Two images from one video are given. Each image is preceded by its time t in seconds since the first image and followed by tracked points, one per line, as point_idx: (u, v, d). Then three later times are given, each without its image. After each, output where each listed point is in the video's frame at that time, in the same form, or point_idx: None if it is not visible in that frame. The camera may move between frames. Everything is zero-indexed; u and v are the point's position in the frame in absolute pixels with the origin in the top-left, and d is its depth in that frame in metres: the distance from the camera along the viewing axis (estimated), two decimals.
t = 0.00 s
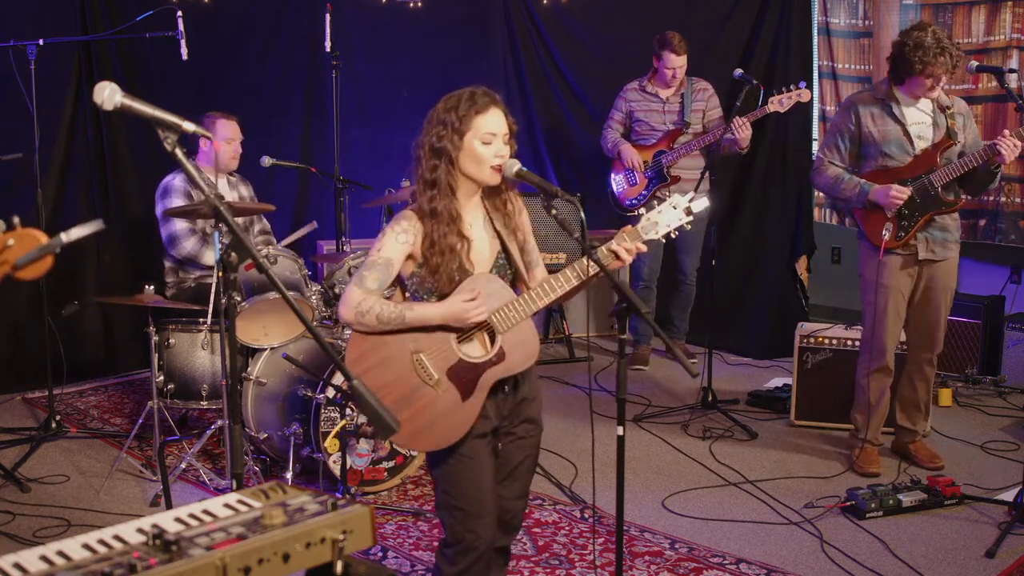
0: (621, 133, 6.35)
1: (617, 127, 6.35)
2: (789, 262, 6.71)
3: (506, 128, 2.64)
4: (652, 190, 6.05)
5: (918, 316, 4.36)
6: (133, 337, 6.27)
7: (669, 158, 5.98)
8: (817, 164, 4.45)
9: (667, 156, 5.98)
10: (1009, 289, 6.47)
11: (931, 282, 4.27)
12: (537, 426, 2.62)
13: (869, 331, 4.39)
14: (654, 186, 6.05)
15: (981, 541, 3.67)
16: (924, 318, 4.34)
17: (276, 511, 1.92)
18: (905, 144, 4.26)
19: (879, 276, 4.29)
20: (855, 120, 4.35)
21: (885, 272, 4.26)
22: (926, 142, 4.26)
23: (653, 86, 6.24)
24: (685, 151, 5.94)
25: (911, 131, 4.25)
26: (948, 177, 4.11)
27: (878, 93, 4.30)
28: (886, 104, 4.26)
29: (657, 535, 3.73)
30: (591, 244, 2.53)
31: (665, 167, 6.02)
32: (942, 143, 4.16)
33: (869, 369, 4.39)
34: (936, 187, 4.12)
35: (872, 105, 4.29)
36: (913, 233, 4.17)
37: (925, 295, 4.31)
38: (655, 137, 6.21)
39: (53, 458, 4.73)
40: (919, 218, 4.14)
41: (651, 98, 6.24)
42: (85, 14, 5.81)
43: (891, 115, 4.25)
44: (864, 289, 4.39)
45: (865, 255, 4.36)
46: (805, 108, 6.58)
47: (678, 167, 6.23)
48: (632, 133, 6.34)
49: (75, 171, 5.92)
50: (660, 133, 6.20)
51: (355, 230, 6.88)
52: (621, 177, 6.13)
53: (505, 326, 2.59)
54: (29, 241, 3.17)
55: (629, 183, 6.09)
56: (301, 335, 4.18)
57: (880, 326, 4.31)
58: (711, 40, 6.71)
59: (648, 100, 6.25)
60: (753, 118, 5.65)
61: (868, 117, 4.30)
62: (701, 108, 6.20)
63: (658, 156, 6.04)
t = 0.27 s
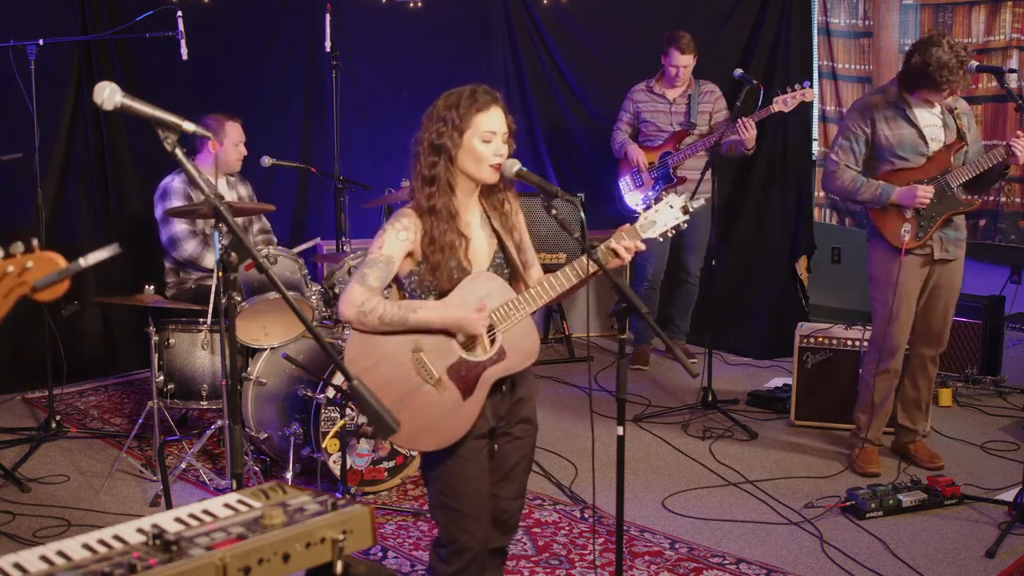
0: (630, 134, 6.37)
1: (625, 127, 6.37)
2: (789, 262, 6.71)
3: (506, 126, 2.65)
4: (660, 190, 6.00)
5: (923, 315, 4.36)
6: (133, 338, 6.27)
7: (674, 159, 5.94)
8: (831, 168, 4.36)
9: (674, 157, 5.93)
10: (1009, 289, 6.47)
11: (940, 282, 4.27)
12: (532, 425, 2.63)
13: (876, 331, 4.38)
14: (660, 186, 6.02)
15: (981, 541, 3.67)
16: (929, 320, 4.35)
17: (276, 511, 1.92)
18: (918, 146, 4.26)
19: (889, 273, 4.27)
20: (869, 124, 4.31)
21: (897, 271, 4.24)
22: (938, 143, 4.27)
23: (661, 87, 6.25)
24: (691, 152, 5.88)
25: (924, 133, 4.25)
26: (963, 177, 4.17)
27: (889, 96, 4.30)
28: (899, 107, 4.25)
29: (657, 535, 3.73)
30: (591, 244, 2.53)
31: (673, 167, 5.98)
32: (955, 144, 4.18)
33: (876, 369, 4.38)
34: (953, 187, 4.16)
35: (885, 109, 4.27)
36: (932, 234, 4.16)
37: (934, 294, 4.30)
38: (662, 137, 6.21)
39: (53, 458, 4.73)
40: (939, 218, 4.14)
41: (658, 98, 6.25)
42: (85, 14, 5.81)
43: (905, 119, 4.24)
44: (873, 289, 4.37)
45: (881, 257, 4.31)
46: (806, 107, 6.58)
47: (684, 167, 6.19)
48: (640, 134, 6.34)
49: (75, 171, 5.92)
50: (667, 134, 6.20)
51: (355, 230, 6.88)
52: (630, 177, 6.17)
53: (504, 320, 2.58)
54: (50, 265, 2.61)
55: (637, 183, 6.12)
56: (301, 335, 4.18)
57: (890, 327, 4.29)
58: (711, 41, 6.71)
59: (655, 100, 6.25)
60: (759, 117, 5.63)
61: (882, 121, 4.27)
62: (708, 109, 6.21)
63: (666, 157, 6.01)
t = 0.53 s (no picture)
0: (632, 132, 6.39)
1: (629, 125, 6.38)
2: (789, 262, 6.71)
3: (506, 124, 2.65)
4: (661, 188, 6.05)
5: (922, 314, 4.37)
6: (134, 338, 6.27)
7: (679, 157, 5.99)
8: (845, 165, 4.28)
9: (678, 155, 5.98)
10: (1009, 289, 6.47)
11: (943, 282, 4.28)
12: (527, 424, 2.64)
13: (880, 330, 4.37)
14: (663, 185, 6.06)
15: (981, 541, 3.67)
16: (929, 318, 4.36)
17: (276, 511, 1.92)
18: (930, 144, 4.26)
19: (894, 273, 4.26)
20: (883, 121, 4.27)
21: (905, 271, 4.23)
22: (947, 142, 4.29)
23: (665, 87, 6.27)
24: (697, 151, 5.95)
25: (935, 130, 4.26)
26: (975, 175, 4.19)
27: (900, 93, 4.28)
28: (911, 103, 4.25)
29: (657, 535, 3.73)
30: (591, 243, 2.53)
31: (676, 166, 6.02)
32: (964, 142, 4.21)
33: (878, 371, 4.37)
34: (966, 186, 4.18)
35: (898, 106, 4.26)
36: (946, 233, 4.16)
37: (936, 292, 4.31)
38: (667, 136, 6.22)
39: (53, 458, 4.73)
40: (952, 218, 4.16)
41: (663, 98, 6.25)
42: (85, 14, 5.81)
43: (917, 115, 4.24)
44: (877, 289, 4.36)
45: (891, 256, 4.27)
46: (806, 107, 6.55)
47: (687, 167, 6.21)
48: (643, 132, 6.36)
49: (76, 171, 5.92)
50: (672, 132, 6.21)
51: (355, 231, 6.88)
52: (632, 174, 6.14)
53: (508, 319, 2.60)
54: (76, 278, 2.42)
55: (639, 180, 6.11)
56: (301, 335, 4.19)
57: (893, 327, 4.29)
58: (711, 41, 6.72)
59: (660, 100, 6.26)
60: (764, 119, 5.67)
61: (896, 118, 4.25)
62: (712, 110, 6.19)
63: (669, 155, 6.05)
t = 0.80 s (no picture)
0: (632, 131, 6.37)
1: (628, 124, 6.37)
2: (789, 262, 6.71)
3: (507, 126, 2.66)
4: (661, 188, 6.04)
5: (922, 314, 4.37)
6: (134, 338, 6.27)
7: (680, 157, 5.99)
8: (846, 158, 4.28)
9: (679, 155, 5.99)
10: (1009, 289, 6.47)
11: (942, 281, 4.28)
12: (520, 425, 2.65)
13: (877, 331, 4.38)
14: (663, 184, 6.05)
15: (981, 541, 3.67)
16: (926, 320, 4.36)
17: (276, 511, 1.92)
18: (931, 144, 4.25)
19: (892, 272, 4.26)
20: (885, 116, 4.27)
21: (902, 270, 4.23)
22: (947, 143, 4.26)
23: (665, 86, 6.26)
24: (698, 151, 5.96)
25: (936, 130, 4.26)
26: (973, 178, 4.20)
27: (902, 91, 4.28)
28: (913, 101, 4.25)
29: (657, 535, 3.73)
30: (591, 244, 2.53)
31: (676, 166, 6.02)
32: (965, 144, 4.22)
33: (877, 370, 4.38)
34: (963, 187, 4.19)
35: (901, 102, 4.26)
36: (942, 233, 4.17)
37: (935, 294, 4.31)
38: (667, 135, 6.22)
39: (53, 458, 4.73)
40: (950, 218, 4.16)
41: (663, 98, 6.25)
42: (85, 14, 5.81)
43: (919, 114, 4.25)
44: (876, 289, 4.35)
45: (887, 255, 4.28)
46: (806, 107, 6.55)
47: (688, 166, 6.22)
48: (643, 131, 6.35)
49: (76, 171, 5.92)
50: (672, 132, 6.21)
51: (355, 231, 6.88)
52: (631, 173, 6.14)
53: (508, 323, 2.64)
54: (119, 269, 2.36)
55: (639, 179, 6.11)
56: (301, 335, 4.19)
57: (890, 328, 4.30)
58: (711, 41, 6.71)
59: (660, 100, 6.26)
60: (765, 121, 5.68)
61: (898, 115, 4.25)
62: (711, 109, 6.21)
63: (669, 155, 6.05)
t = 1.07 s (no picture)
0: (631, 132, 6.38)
1: (625, 125, 6.37)
2: (789, 263, 6.70)
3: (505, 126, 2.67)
4: (657, 189, 6.06)
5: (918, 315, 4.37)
6: (134, 338, 6.28)
7: (678, 158, 5.97)
8: (834, 151, 4.34)
9: (675, 155, 5.97)
10: (1009, 289, 6.47)
11: (937, 282, 4.27)
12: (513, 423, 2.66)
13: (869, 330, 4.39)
14: (659, 185, 6.07)
15: (981, 541, 3.67)
16: (923, 321, 4.36)
17: (276, 511, 1.92)
18: (922, 144, 4.26)
19: (882, 273, 4.27)
20: (878, 113, 4.29)
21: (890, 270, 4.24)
22: (941, 144, 4.28)
23: (663, 87, 6.27)
24: (694, 153, 5.92)
25: (929, 131, 4.26)
26: (966, 180, 4.13)
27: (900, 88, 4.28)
28: (908, 100, 4.25)
29: (657, 535, 3.73)
30: (590, 243, 2.54)
31: (673, 166, 6.02)
32: (958, 147, 4.18)
33: (873, 370, 4.39)
34: (952, 190, 4.14)
35: (896, 100, 4.26)
36: (924, 233, 4.17)
37: (929, 294, 4.30)
38: (663, 135, 6.22)
39: (53, 457, 4.73)
40: (934, 219, 4.14)
41: (661, 98, 6.26)
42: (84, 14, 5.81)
43: (913, 113, 4.24)
44: (867, 289, 4.38)
45: (873, 255, 4.31)
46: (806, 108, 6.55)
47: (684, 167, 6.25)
48: (641, 132, 6.35)
49: (76, 171, 5.92)
50: (669, 132, 6.20)
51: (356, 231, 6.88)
52: (628, 173, 6.14)
53: (507, 328, 2.67)
54: (152, 253, 2.70)
55: (635, 179, 6.10)
56: (301, 335, 4.19)
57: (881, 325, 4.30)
58: (711, 41, 6.71)
59: (658, 100, 6.26)
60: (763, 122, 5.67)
61: (891, 112, 4.26)
62: (710, 111, 6.21)
63: (667, 155, 6.04)
